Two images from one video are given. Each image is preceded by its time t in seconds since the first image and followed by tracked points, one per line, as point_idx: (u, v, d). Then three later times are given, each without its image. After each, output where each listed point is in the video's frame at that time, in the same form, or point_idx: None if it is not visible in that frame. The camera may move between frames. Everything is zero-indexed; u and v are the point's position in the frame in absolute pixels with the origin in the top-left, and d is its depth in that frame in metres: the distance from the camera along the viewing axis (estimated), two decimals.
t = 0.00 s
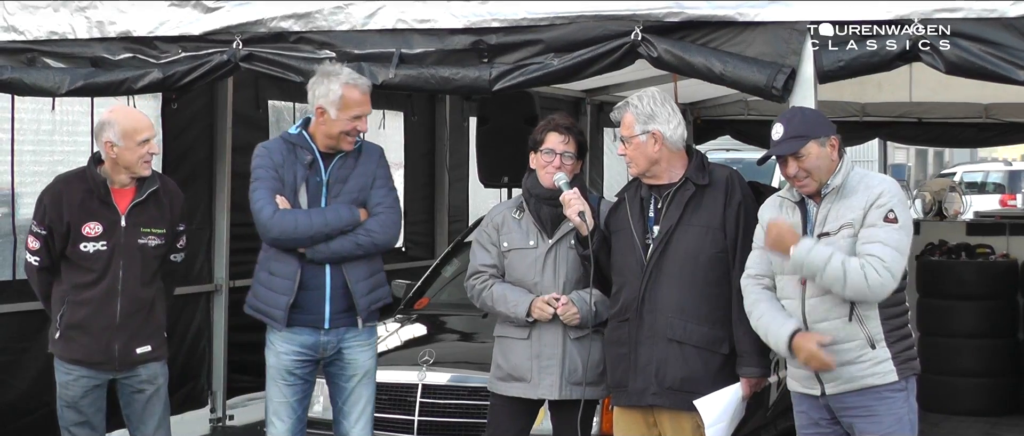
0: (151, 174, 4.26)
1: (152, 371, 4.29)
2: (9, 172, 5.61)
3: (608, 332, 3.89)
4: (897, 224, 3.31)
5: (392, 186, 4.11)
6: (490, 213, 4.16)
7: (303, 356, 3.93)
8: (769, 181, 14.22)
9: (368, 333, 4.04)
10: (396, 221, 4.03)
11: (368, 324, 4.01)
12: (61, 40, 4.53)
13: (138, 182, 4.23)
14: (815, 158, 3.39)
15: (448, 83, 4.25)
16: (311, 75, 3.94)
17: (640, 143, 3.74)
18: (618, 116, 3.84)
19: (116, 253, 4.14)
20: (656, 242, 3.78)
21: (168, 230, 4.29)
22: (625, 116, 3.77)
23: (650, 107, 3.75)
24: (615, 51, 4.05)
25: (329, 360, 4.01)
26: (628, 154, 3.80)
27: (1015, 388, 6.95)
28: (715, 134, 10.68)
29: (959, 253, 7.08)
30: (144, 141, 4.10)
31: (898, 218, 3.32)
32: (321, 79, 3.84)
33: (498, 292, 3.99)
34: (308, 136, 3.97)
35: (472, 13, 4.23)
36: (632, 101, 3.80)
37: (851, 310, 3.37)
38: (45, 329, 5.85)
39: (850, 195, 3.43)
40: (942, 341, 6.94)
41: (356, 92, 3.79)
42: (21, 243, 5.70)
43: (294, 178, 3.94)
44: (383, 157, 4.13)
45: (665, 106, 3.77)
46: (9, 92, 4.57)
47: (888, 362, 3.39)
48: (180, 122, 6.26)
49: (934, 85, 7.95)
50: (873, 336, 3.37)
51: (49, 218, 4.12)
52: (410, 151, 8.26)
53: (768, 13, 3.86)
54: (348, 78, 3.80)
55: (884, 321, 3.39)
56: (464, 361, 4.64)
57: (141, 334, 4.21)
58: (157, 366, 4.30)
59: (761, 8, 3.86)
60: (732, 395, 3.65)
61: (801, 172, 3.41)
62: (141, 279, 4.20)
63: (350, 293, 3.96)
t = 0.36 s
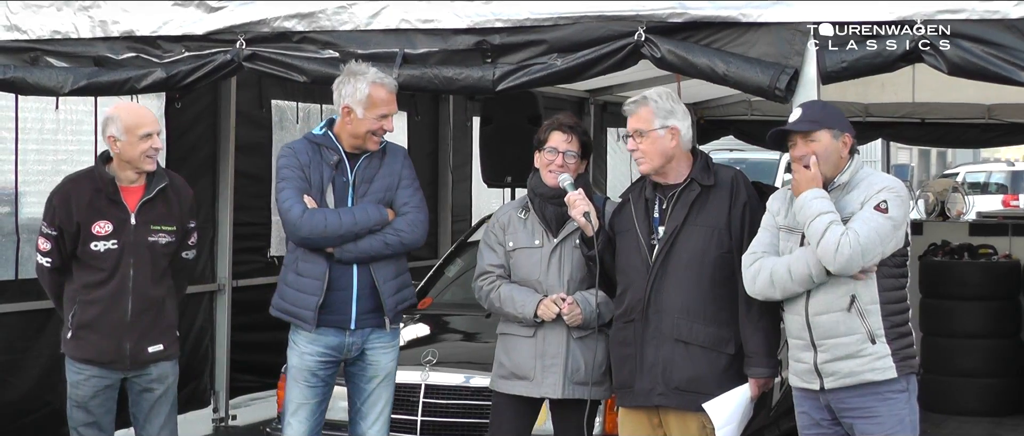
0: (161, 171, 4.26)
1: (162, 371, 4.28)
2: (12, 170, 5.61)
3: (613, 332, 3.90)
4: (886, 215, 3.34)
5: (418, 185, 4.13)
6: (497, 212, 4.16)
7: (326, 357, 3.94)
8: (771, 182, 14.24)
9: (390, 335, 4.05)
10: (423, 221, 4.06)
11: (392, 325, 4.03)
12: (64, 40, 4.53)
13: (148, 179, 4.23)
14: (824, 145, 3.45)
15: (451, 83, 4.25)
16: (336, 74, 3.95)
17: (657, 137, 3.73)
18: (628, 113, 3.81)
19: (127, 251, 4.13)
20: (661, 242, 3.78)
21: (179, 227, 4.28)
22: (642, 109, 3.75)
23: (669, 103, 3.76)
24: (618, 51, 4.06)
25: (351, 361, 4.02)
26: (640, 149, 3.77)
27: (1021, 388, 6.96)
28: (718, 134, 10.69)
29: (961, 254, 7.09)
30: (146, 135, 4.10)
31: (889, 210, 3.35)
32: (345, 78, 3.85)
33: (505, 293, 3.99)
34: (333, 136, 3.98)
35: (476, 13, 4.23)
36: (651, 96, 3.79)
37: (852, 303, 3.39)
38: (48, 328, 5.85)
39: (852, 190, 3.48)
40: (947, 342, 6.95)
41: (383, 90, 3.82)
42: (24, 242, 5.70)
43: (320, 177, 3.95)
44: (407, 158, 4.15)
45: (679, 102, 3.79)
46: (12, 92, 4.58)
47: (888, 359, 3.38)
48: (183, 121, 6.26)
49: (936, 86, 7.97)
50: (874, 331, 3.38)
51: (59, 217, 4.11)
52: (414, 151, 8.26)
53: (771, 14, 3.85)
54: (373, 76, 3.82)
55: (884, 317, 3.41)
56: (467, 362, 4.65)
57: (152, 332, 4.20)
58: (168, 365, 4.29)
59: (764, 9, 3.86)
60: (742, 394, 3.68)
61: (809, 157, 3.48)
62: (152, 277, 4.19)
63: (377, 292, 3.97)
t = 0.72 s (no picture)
0: (188, 166, 4.22)
1: (192, 373, 4.20)
2: (16, 170, 5.60)
3: (616, 332, 3.90)
4: (896, 216, 3.34)
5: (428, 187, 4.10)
6: (499, 212, 4.17)
7: (328, 355, 3.96)
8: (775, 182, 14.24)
9: (396, 336, 4.03)
10: (429, 223, 4.03)
11: (396, 327, 4.00)
12: (68, 40, 4.53)
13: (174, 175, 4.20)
14: (846, 133, 3.49)
15: (455, 82, 4.25)
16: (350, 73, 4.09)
17: (683, 132, 3.73)
18: (646, 106, 3.76)
19: (152, 248, 4.09)
20: (665, 242, 3.78)
21: (210, 225, 4.21)
22: (670, 103, 3.73)
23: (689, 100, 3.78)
24: (621, 52, 4.06)
25: (355, 360, 4.02)
26: (669, 141, 3.73)
27: None
28: (721, 134, 10.69)
29: (965, 254, 7.08)
30: (154, 127, 4.08)
31: (899, 211, 3.35)
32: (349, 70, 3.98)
33: (497, 292, 4.00)
34: (342, 135, 4.02)
35: (479, 13, 4.23)
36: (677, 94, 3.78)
37: (857, 302, 3.38)
38: (52, 327, 5.85)
39: (861, 188, 3.49)
40: (950, 341, 6.96)
41: (368, 78, 3.86)
42: (28, 242, 5.69)
43: (327, 174, 3.97)
44: (421, 160, 4.12)
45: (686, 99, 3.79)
46: (16, 92, 4.58)
47: (889, 357, 3.38)
48: (186, 121, 6.26)
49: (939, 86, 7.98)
50: (876, 330, 3.38)
51: (90, 214, 4.15)
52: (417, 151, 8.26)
53: (774, 14, 3.86)
54: (364, 66, 3.90)
55: (887, 316, 3.40)
56: (470, 362, 4.66)
57: (182, 331, 4.14)
58: (198, 367, 4.21)
59: (767, 9, 3.87)
60: (745, 394, 3.68)
61: (833, 143, 3.50)
62: (181, 275, 4.14)
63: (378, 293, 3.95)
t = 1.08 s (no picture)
0: (200, 165, 4.20)
1: (198, 374, 4.15)
2: (19, 170, 5.60)
3: (619, 331, 3.90)
4: (900, 215, 3.35)
5: (419, 183, 4.09)
6: (500, 213, 4.17)
7: (316, 352, 4.01)
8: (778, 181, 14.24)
9: (385, 335, 4.04)
10: (413, 214, 3.99)
11: (379, 324, 4.00)
12: (71, 40, 4.52)
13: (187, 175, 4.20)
14: (847, 134, 3.49)
15: (458, 82, 4.24)
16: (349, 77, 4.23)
17: (686, 132, 3.72)
18: (650, 105, 3.76)
19: (160, 246, 4.10)
20: (667, 241, 3.78)
21: (220, 224, 4.19)
22: (672, 104, 3.72)
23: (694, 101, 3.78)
24: (623, 51, 4.06)
25: (345, 359, 4.04)
26: (671, 140, 3.73)
27: None
28: (723, 134, 10.70)
29: (968, 253, 7.08)
30: (169, 126, 4.08)
31: (903, 209, 3.36)
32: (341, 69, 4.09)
33: (500, 289, 4.00)
34: (335, 134, 4.12)
35: (482, 13, 4.23)
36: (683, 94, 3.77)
37: (864, 302, 3.38)
38: (56, 327, 5.86)
39: (865, 187, 3.49)
40: (952, 340, 6.96)
41: (350, 69, 3.96)
42: (31, 242, 5.69)
43: (316, 170, 4.07)
44: (413, 158, 4.13)
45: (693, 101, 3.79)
46: (19, 92, 4.58)
47: (897, 356, 3.38)
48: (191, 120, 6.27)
49: (941, 85, 7.97)
50: (884, 329, 3.38)
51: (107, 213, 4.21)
52: (420, 150, 8.26)
53: (777, 13, 3.85)
54: (348, 61, 4.01)
55: (894, 315, 3.41)
56: (474, 361, 4.66)
57: (189, 331, 4.10)
58: (206, 368, 4.16)
59: (770, 9, 3.86)
60: (748, 393, 3.67)
61: (834, 144, 3.50)
62: (189, 274, 4.12)
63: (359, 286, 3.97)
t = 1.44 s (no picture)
0: (206, 164, 4.20)
1: (198, 374, 4.14)
2: (23, 170, 5.61)
3: (622, 329, 3.91)
4: (904, 216, 3.35)
5: (402, 182, 4.11)
6: (501, 212, 4.16)
7: (301, 348, 4.02)
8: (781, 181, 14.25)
9: (369, 331, 4.05)
10: (394, 210, 4.02)
11: (362, 320, 4.02)
12: (75, 39, 4.53)
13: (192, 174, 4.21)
14: (847, 135, 3.49)
15: (462, 81, 4.24)
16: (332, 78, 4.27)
17: (684, 132, 3.72)
18: (649, 106, 3.77)
19: (162, 243, 4.11)
20: (670, 239, 3.78)
21: (222, 224, 4.15)
22: (671, 103, 3.72)
23: (695, 101, 3.77)
24: (627, 50, 4.06)
25: (329, 357, 4.04)
26: (666, 139, 3.73)
27: None
28: (727, 133, 10.71)
29: (972, 252, 7.08)
30: (175, 124, 4.09)
31: (906, 210, 3.36)
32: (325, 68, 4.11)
33: (503, 287, 3.99)
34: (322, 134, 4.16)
35: (486, 12, 4.23)
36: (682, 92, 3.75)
37: (867, 302, 3.38)
38: (59, 327, 5.86)
39: (867, 188, 3.49)
40: (956, 339, 6.96)
41: (335, 71, 3.97)
42: (35, 242, 5.69)
43: (301, 168, 4.11)
44: (398, 159, 4.16)
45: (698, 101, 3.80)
46: (23, 91, 4.59)
47: (900, 356, 3.38)
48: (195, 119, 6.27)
49: (944, 85, 7.97)
50: (887, 329, 3.38)
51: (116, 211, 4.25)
52: (423, 150, 8.26)
53: (781, 13, 3.85)
54: (332, 62, 4.02)
55: (896, 314, 3.41)
56: (477, 360, 4.66)
57: (188, 329, 4.08)
58: (205, 368, 4.14)
59: (774, 8, 3.86)
60: (750, 393, 3.66)
61: (834, 146, 3.51)
62: (189, 273, 4.11)
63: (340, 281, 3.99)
